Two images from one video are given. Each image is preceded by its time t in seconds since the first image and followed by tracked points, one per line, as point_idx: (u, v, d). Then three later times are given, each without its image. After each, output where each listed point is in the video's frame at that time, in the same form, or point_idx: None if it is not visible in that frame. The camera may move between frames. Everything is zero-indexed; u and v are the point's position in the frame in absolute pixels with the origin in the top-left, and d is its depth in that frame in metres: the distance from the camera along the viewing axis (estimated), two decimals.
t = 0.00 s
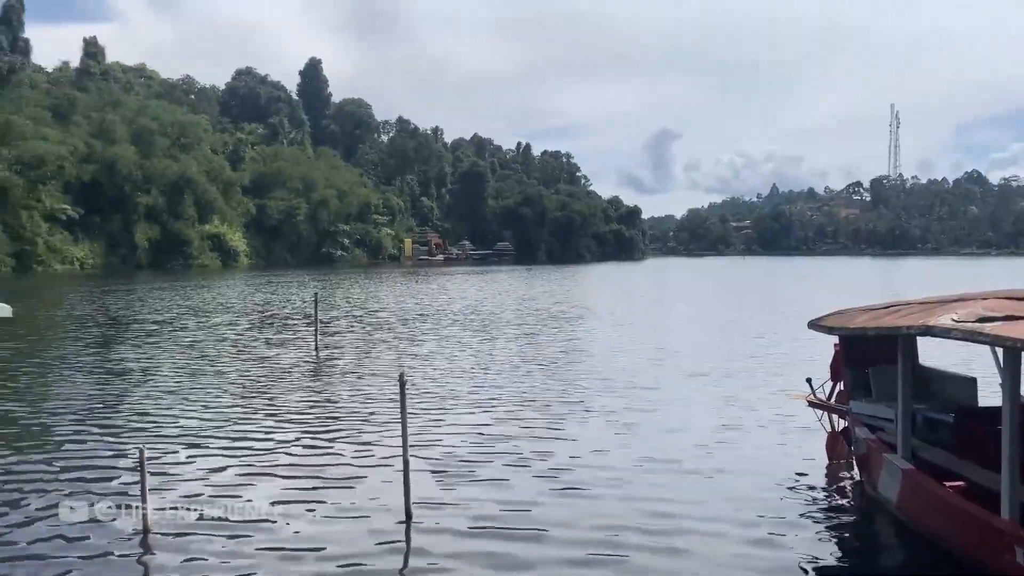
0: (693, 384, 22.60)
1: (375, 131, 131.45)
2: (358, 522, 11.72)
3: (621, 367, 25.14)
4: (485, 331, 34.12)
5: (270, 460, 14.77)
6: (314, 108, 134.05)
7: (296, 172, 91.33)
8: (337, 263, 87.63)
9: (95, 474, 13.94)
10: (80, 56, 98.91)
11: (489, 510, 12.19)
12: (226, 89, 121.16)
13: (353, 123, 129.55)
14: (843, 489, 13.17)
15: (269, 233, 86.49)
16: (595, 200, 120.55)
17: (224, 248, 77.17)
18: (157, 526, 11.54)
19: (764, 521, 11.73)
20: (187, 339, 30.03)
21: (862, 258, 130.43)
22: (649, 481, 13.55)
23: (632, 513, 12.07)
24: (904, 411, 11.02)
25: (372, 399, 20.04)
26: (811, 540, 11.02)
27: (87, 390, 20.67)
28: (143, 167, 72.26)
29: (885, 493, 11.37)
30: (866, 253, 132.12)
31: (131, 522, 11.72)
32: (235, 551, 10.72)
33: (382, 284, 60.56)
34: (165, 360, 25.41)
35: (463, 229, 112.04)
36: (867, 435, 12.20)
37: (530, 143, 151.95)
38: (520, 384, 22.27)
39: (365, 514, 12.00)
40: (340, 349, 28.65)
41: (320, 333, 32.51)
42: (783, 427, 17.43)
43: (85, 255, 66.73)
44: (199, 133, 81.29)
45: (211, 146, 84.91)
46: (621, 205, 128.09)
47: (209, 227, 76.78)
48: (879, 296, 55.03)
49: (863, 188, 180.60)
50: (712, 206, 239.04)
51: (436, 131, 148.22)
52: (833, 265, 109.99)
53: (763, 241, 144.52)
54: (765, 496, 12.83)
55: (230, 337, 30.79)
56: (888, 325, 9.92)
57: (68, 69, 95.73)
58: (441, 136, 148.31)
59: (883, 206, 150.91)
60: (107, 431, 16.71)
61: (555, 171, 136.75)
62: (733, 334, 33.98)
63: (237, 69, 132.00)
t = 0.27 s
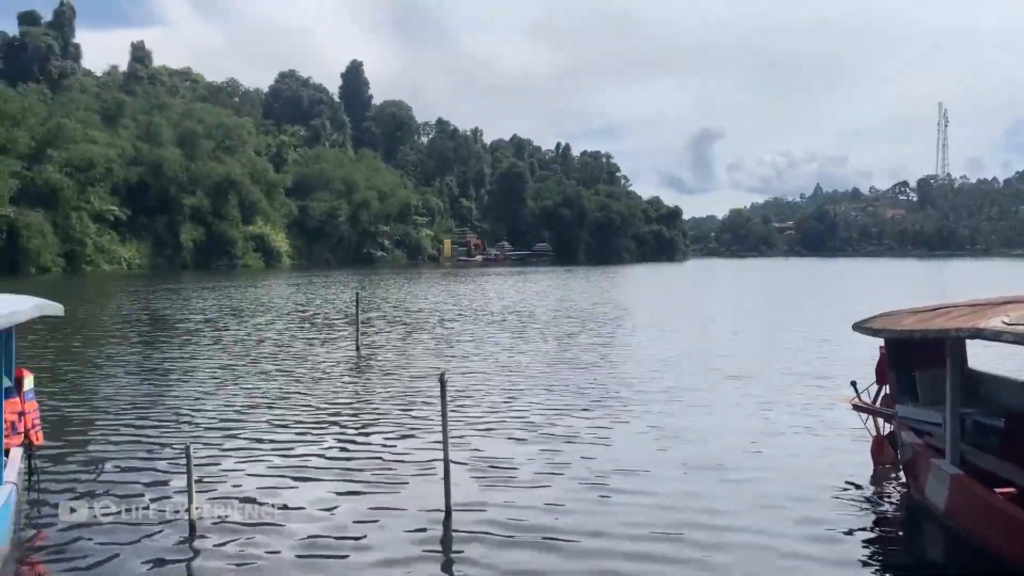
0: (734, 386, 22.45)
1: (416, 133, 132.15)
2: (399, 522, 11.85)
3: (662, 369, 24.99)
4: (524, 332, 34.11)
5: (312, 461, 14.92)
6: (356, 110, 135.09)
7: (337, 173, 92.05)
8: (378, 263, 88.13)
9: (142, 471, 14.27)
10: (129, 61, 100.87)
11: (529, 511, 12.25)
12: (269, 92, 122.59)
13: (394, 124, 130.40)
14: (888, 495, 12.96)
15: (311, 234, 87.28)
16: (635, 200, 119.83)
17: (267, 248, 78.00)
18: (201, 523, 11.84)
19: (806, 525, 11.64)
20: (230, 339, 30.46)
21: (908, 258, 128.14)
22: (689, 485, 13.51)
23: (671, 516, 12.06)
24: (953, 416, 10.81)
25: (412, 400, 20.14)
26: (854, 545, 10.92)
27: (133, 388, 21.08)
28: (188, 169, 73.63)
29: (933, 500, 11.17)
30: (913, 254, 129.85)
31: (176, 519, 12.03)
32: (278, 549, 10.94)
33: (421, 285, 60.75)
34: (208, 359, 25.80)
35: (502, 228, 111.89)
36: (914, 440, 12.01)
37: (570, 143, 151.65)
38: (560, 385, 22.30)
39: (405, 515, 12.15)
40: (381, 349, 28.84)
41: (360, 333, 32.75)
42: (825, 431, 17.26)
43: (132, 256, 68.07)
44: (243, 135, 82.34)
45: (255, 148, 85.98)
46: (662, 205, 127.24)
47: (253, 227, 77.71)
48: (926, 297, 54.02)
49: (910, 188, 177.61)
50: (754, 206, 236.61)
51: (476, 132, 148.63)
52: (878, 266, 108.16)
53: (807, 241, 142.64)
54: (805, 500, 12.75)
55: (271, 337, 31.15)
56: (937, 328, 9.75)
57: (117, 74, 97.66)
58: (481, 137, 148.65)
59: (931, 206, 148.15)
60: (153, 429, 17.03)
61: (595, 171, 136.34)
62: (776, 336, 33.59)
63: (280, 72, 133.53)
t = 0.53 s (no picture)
0: (774, 390, 22.21)
1: (452, 135, 132.62)
2: (436, 525, 11.91)
3: (700, 372, 24.87)
4: (559, 334, 34.09)
5: (350, 461, 15.07)
6: (393, 112, 135.87)
7: (375, 176, 92.68)
8: (415, 264, 88.50)
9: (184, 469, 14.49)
10: (171, 66, 102.44)
11: (568, 515, 12.21)
12: (308, 95, 123.79)
13: (431, 126, 130.98)
14: (932, 501, 12.76)
15: (349, 236, 87.99)
16: (672, 201, 119.00)
17: (305, 250, 78.69)
18: (242, 522, 12.01)
19: (846, 531, 11.52)
20: (267, 339, 30.74)
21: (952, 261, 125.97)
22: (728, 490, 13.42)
23: (711, 522, 11.96)
24: (1000, 422, 10.64)
25: (448, 401, 20.24)
26: (897, 552, 10.78)
27: (174, 387, 21.36)
28: (230, 172, 74.72)
29: (979, 507, 11.00)
30: (957, 256, 127.57)
31: (216, 517, 12.20)
32: (317, 550, 11.04)
33: (458, 286, 60.95)
34: (246, 359, 26.07)
35: (537, 230, 111.98)
36: (959, 446, 11.83)
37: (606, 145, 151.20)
38: (597, 388, 22.21)
39: (443, 518, 12.20)
40: (416, 350, 28.99)
41: (396, 334, 32.94)
42: (867, 437, 17.01)
43: (174, 257, 69.16)
44: (283, 138, 83.20)
45: (294, 151, 86.88)
46: (701, 207, 126.20)
47: (292, 229, 78.44)
48: (969, 300, 53.11)
49: (954, 190, 174.66)
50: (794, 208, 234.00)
51: (512, 134, 148.78)
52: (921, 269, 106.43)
53: (848, 243, 140.83)
54: (846, 506, 12.59)
55: (307, 338, 31.38)
56: (984, 332, 9.59)
57: (160, 78, 99.25)
58: (518, 139, 148.80)
59: (976, 208, 145.35)
60: (193, 428, 17.24)
61: (632, 173, 135.79)
62: (816, 340, 33.20)
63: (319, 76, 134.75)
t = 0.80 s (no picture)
0: (809, 396, 22.00)
1: (486, 137, 132.88)
2: (471, 527, 11.96)
3: (735, 376, 24.74)
4: (593, 337, 34.08)
5: (385, 462, 15.20)
6: (427, 115, 136.46)
7: (409, 178, 93.11)
8: (447, 266, 88.80)
9: (222, 468, 14.68)
10: (209, 70, 103.77)
11: (602, 519, 12.25)
12: (343, 98, 124.78)
13: (464, 129, 131.36)
14: (972, 509, 12.61)
15: (382, 238, 88.53)
16: (707, 203, 118.18)
17: (340, 251, 79.27)
18: (280, 521, 12.15)
19: (885, 539, 11.39)
20: (303, 340, 31.04)
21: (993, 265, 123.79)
22: (765, 495, 13.33)
23: (746, 527, 11.93)
24: None
25: (482, 403, 20.34)
26: (939, 562, 10.63)
27: (212, 387, 21.64)
28: (267, 174, 75.47)
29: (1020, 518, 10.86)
30: (998, 260, 125.45)
31: (254, 516, 12.35)
32: (353, 550, 11.13)
33: (491, 288, 61.00)
34: (282, 359, 26.35)
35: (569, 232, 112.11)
36: (1000, 454, 11.68)
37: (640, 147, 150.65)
38: (631, 391, 22.12)
39: (478, 520, 12.24)
40: (450, 352, 29.15)
41: (430, 336, 33.12)
42: (906, 444, 16.81)
43: (211, 258, 70.11)
44: (318, 140, 83.84)
45: (330, 153, 87.56)
46: (736, 209, 125.19)
47: (326, 231, 79.08)
48: (1011, 305, 52.15)
49: (995, 192, 171.63)
50: (830, 210, 231.54)
51: (545, 136, 148.74)
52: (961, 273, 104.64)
53: (886, 246, 138.95)
54: (885, 514, 12.45)
55: (343, 339, 31.64)
56: None
57: (198, 82, 100.56)
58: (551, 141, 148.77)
59: (1018, 211, 142.68)
60: (232, 427, 17.51)
61: (666, 175, 135.16)
62: (853, 344, 32.84)
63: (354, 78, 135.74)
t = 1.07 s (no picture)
0: (845, 401, 21.73)
1: (516, 140, 132.93)
2: (503, 529, 11.99)
3: (769, 381, 24.45)
4: (624, 340, 33.89)
5: (417, 464, 15.17)
6: (458, 117, 136.76)
7: (440, 181, 93.31)
8: (478, 269, 88.94)
9: (254, 468, 14.80)
10: (243, 74, 104.79)
11: (634, 525, 12.12)
12: (375, 101, 125.48)
13: (495, 131, 131.49)
14: (1015, 522, 12.31)
15: (413, 241, 88.84)
16: (739, 206, 117.16)
17: (371, 254, 79.59)
18: (311, 520, 12.26)
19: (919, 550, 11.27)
20: (335, 342, 31.29)
21: None
22: (802, 503, 13.19)
23: (781, 536, 11.74)
24: None
25: (513, 406, 20.26)
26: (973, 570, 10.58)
27: (245, 388, 21.85)
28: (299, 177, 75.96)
29: None
30: None
31: (287, 515, 12.48)
32: (385, 550, 11.19)
33: (522, 291, 60.90)
34: (314, 361, 26.53)
35: (599, 235, 112.48)
36: None
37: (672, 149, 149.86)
38: (664, 395, 21.99)
39: (508, 522, 12.25)
40: (481, 354, 29.13)
41: (461, 338, 33.13)
42: (944, 451, 16.55)
43: (245, 261, 70.82)
44: (350, 143, 84.21)
45: (361, 156, 88.00)
46: (769, 211, 123.98)
47: (358, 234, 79.42)
48: None
49: None
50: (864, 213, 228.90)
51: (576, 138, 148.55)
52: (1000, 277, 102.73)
53: (922, 250, 136.94)
54: (921, 524, 12.28)
55: (374, 341, 31.83)
56: None
57: (232, 86, 101.65)
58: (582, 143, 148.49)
59: None
60: (265, 429, 17.60)
61: (698, 177, 134.33)
62: (889, 349, 32.35)
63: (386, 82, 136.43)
